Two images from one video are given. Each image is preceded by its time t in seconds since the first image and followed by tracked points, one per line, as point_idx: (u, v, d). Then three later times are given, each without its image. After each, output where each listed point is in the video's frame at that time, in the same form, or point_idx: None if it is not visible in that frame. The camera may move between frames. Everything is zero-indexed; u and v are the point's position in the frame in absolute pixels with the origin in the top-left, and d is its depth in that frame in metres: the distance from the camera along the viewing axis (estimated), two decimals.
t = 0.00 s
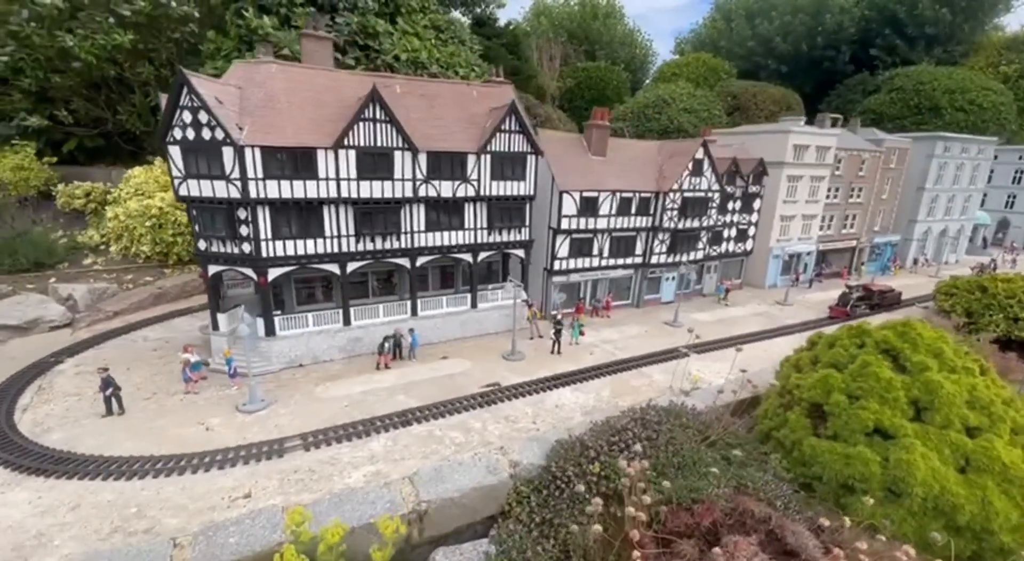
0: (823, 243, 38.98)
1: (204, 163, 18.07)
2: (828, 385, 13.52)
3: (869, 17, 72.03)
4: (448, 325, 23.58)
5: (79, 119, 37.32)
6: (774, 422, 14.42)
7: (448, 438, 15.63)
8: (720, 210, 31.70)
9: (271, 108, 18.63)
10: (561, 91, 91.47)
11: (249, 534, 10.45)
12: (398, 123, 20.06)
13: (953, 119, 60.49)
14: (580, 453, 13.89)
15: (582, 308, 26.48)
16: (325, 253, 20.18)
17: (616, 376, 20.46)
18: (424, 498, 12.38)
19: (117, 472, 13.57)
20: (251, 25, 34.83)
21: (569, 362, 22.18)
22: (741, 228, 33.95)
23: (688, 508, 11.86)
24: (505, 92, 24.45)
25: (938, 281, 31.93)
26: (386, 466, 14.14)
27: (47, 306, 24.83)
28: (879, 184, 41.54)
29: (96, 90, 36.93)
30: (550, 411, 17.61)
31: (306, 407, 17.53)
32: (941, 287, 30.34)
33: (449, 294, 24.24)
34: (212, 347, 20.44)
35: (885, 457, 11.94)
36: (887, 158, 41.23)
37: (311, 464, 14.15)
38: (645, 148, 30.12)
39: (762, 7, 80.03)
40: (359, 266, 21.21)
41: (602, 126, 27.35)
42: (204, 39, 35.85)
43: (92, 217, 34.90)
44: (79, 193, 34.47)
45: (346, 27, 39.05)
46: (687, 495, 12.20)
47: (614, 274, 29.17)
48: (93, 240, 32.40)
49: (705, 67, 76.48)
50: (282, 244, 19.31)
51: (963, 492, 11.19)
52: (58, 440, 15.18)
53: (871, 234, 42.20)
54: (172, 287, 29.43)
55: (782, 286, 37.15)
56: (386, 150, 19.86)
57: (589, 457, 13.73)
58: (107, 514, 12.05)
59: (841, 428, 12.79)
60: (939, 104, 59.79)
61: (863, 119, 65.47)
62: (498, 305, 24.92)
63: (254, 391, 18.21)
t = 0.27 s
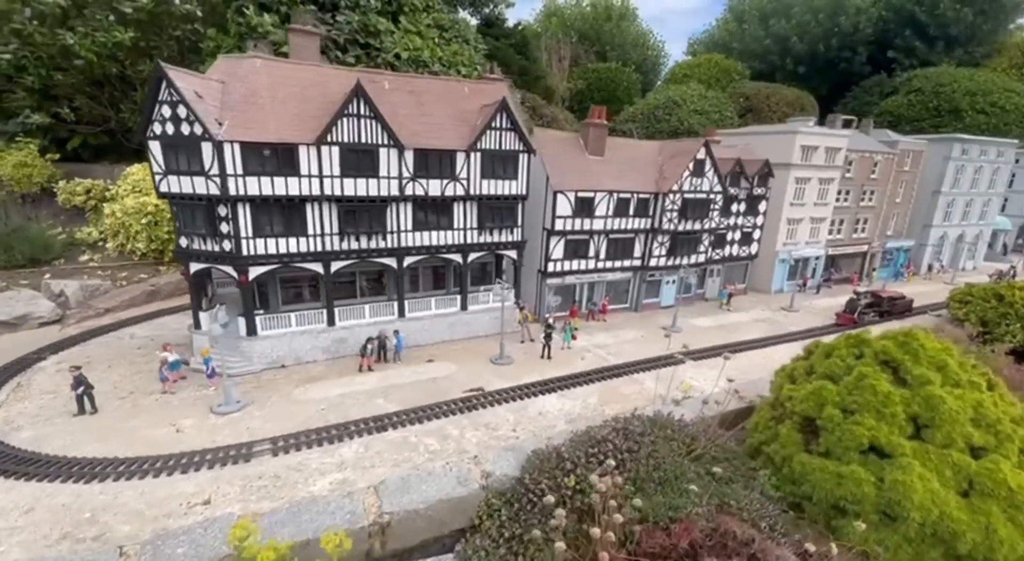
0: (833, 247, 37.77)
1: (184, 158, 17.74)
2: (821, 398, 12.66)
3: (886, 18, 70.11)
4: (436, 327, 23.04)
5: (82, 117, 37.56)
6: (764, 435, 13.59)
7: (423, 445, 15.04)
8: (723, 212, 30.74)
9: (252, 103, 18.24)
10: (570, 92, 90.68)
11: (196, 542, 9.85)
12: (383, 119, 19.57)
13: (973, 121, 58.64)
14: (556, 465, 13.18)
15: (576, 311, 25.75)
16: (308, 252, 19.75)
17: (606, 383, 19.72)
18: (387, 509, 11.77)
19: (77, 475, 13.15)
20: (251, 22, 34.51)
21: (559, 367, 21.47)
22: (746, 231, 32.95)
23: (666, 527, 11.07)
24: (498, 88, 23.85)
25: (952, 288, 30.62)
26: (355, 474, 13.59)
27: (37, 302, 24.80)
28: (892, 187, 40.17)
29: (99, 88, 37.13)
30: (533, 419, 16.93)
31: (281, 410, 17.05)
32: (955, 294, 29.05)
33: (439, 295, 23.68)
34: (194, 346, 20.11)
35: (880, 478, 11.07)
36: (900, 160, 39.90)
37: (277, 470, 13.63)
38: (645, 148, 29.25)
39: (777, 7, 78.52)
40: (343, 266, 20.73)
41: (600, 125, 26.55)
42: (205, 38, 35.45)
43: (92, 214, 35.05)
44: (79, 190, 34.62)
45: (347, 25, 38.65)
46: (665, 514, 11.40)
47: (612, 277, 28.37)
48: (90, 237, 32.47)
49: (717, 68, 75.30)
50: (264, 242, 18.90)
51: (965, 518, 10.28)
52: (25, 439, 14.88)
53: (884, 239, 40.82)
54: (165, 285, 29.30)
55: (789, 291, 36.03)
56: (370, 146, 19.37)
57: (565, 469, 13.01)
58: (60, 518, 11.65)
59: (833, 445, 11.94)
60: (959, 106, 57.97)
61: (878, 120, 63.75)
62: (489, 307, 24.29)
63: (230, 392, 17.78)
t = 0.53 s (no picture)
0: (841, 256, 36.54)
1: (158, 159, 17.15)
2: (818, 424, 11.68)
3: (901, 21, 68.63)
4: (423, 336, 22.29)
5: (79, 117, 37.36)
6: (757, 462, 12.62)
7: (396, 464, 14.25)
8: (725, 218, 29.72)
9: (230, 102, 17.62)
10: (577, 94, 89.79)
11: None
12: (367, 120, 18.88)
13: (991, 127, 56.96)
14: (531, 490, 12.31)
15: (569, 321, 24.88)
16: (288, 257, 19.07)
17: (595, 398, 18.82)
18: (345, 538, 10.98)
19: (27, 492, 12.49)
20: (247, 21, 34.09)
21: (548, 379, 20.61)
22: (750, 238, 31.87)
23: None
24: (490, 89, 23.08)
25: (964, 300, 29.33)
26: (319, 495, 12.84)
27: (20, 304, 24.38)
28: (904, 194, 38.86)
29: (96, 87, 36.89)
30: (515, 436, 16.08)
31: (252, 422, 16.36)
32: (968, 307, 27.76)
33: (426, 302, 22.93)
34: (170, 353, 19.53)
35: (882, 516, 10.10)
36: (913, 166, 38.56)
37: (237, 489, 12.90)
38: (644, 152, 28.36)
39: (788, 10, 77.27)
40: (326, 271, 20.05)
41: (597, 127, 25.68)
42: (201, 37, 35.08)
43: (86, 214, 34.82)
44: (73, 190, 34.37)
45: (346, 25, 38.14)
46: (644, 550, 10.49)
47: (608, 284, 27.45)
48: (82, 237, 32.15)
49: (726, 71, 74.09)
50: (242, 247, 18.27)
51: None
52: None
53: (894, 248, 39.50)
54: (153, 287, 28.82)
55: (794, 300, 34.87)
56: (353, 148, 18.69)
57: (541, 495, 12.14)
58: None
59: (831, 477, 10.97)
60: (975, 111, 56.33)
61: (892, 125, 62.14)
62: (478, 315, 23.51)
63: (203, 402, 17.13)
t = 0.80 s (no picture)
0: (841, 264, 35.86)
1: (134, 159, 16.80)
2: (803, 444, 11.11)
3: (907, 27, 68.12)
4: (407, 342, 21.83)
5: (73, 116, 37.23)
6: (739, 482, 12.06)
7: (367, 477, 13.77)
8: (721, 225, 29.14)
9: (209, 102, 17.27)
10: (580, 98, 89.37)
11: None
12: (349, 121, 18.47)
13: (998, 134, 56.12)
14: (501, 508, 11.79)
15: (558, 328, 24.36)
16: (268, 261, 18.66)
17: (579, 408, 18.29)
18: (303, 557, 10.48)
19: None
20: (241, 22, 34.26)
21: (533, 388, 20.10)
22: (746, 245, 31.27)
23: None
24: (479, 91, 22.63)
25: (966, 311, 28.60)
26: (283, 509, 12.37)
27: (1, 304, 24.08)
28: (906, 202, 38.17)
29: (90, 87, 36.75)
30: (494, 448, 15.58)
31: (224, 430, 15.92)
32: (970, 318, 27.05)
33: (412, 308, 22.48)
34: (147, 357, 19.15)
35: (867, 545, 9.52)
36: (915, 173, 37.86)
37: (199, 502, 12.45)
38: (639, 157, 27.87)
39: (793, 15, 76.76)
40: (307, 275, 19.63)
41: (591, 131, 25.18)
42: (195, 36, 35.21)
43: (77, 213, 34.66)
44: (65, 189, 34.23)
45: (341, 26, 37.80)
46: None
47: (600, 291, 26.91)
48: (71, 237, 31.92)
49: (729, 75, 73.52)
50: (219, 250, 17.87)
51: None
52: None
53: (896, 256, 38.80)
54: (139, 288, 28.51)
55: (792, 309, 34.22)
56: (334, 150, 18.28)
57: (511, 513, 11.62)
58: None
59: (814, 501, 10.41)
60: (982, 118, 55.52)
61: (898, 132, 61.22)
62: (465, 321, 23.02)
63: (175, 409, 16.71)
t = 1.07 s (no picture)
0: (824, 269, 35.89)
1: (100, 158, 16.75)
2: (752, 450, 11.08)
3: (901, 34, 69.35)
4: (381, 343, 21.78)
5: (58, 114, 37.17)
6: (692, 487, 12.00)
7: (323, 479, 13.69)
8: (702, 229, 29.14)
9: (176, 101, 17.24)
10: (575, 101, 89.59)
11: None
12: (319, 121, 18.45)
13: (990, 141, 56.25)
14: (450, 511, 11.71)
15: (534, 331, 24.33)
16: (236, 260, 18.58)
17: (547, 412, 18.23)
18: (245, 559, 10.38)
19: None
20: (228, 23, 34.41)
21: (504, 391, 20.02)
22: (728, 250, 31.27)
23: None
24: (456, 93, 22.61)
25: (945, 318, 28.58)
26: (233, 511, 12.27)
27: None
28: (891, 208, 38.23)
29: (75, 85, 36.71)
30: (456, 451, 15.51)
31: (185, 430, 15.83)
32: (948, 325, 27.02)
33: (386, 309, 22.41)
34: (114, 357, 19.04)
35: (807, 552, 9.46)
36: (900, 180, 37.93)
37: (149, 503, 12.35)
38: (620, 160, 27.84)
39: (788, 21, 77.22)
40: (278, 276, 19.56)
41: (569, 134, 25.20)
42: (182, 37, 35.39)
43: (60, 211, 34.62)
44: (48, 187, 34.20)
45: (328, 28, 37.49)
46: None
47: (579, 294, 26.87)
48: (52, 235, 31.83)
49: (723, 80, 73.73)
50: (187, 249, 17.79)
51: None
52: None
53: (880, 262, 38.82)
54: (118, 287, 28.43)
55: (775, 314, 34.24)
56: (303, 150, 18.25)
57: (460, 517, 11.54)
58: None
59: (760, 507, 10.35)
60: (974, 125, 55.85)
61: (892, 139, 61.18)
62: (440, 323, 22.96)
63: (137, 409, 16.60)
